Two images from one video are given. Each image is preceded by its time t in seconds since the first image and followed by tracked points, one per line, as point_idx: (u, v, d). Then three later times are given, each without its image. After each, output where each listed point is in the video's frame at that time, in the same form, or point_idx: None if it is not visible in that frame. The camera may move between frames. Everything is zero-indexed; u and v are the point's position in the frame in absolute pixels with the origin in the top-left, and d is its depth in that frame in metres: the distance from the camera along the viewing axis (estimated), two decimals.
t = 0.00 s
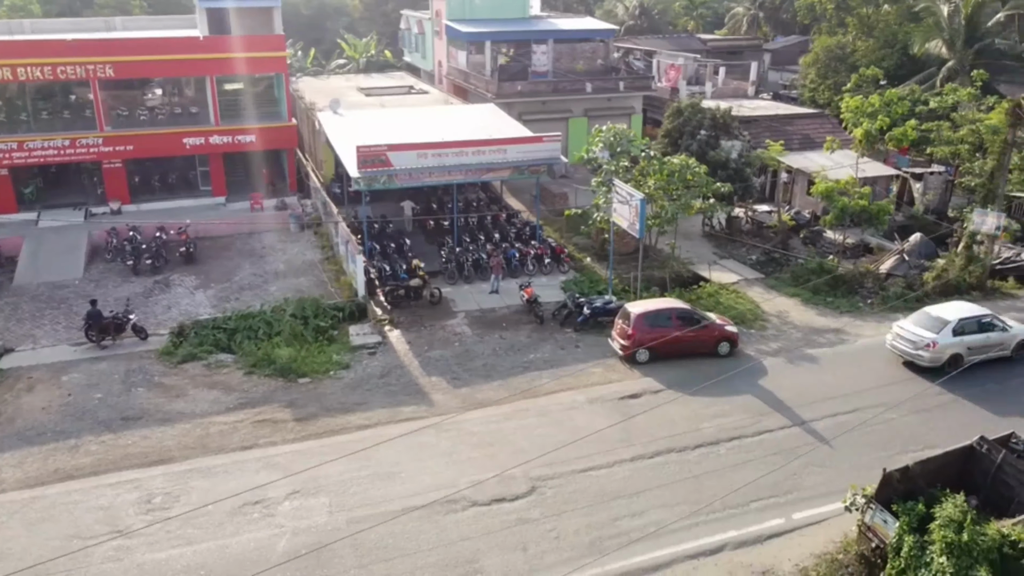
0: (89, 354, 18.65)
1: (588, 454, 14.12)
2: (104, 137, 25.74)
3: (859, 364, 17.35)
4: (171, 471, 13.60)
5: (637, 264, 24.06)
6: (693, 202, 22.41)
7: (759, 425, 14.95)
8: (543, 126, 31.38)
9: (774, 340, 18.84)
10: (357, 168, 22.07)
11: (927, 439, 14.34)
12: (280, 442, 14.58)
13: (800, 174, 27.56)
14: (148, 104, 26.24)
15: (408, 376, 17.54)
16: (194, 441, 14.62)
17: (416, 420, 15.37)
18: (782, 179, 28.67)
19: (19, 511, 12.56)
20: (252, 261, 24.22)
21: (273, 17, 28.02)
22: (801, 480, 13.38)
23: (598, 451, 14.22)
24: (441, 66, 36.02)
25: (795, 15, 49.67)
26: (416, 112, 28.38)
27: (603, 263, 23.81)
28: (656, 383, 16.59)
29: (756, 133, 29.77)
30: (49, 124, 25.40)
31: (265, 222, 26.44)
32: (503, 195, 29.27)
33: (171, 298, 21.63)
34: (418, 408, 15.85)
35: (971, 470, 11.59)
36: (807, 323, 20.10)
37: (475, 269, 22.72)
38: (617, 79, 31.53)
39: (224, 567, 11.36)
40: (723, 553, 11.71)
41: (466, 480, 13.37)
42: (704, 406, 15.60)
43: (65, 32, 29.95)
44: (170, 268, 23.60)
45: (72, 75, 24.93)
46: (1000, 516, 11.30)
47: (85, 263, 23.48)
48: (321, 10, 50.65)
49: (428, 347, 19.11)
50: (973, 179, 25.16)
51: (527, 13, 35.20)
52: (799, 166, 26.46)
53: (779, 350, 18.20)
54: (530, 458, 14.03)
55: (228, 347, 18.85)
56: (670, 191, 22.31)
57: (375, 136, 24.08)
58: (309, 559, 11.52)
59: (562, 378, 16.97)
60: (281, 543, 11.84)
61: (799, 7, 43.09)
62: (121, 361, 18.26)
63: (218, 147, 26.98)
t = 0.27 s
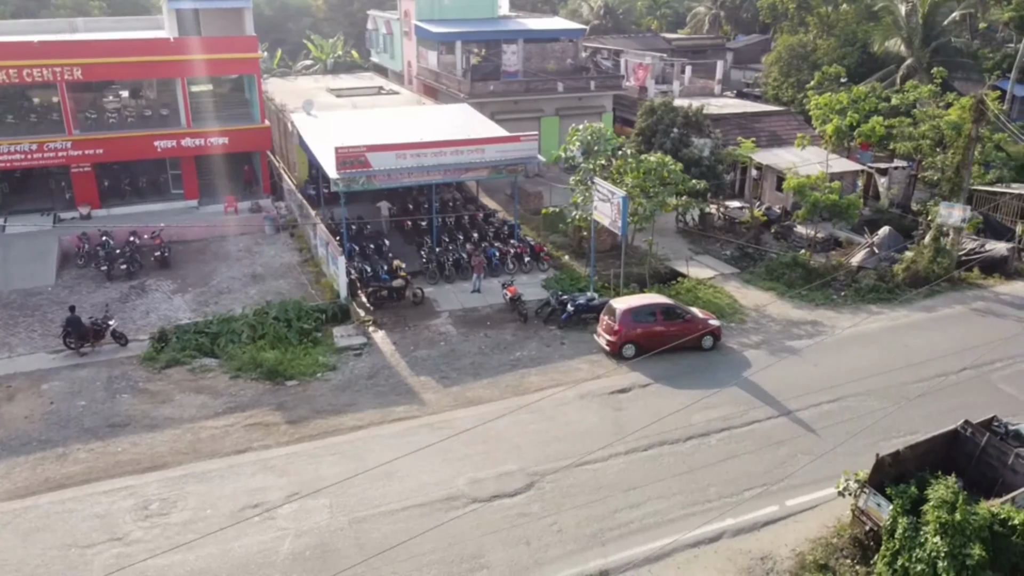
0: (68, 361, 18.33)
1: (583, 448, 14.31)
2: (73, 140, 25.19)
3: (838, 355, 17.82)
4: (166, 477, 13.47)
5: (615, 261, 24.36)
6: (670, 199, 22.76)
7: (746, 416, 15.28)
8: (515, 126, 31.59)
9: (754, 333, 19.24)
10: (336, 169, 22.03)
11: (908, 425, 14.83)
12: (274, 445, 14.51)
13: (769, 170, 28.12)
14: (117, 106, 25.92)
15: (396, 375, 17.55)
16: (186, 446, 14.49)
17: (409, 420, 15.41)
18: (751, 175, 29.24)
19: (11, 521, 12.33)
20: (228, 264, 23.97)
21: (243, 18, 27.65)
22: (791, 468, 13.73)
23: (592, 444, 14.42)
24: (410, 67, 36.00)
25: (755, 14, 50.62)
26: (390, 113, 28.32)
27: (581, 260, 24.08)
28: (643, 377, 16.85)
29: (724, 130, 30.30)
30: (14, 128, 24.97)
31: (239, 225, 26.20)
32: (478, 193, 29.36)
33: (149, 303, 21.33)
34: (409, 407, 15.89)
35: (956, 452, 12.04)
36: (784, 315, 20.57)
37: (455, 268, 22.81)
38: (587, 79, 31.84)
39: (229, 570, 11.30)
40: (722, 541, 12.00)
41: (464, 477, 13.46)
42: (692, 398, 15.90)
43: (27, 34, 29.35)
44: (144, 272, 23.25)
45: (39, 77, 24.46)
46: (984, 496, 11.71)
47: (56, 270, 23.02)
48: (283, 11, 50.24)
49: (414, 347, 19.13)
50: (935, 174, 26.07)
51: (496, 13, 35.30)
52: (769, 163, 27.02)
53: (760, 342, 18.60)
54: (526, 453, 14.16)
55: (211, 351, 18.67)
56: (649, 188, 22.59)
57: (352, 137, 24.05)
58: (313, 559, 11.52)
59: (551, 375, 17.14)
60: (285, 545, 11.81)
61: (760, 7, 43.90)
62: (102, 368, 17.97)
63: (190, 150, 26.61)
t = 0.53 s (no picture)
0: (77, 363, 18.28)
1: (600, 444, 14.45)
2: (74, 141, 25.07)
3: (846, 351, 18.06)
4: (186, 477, 13.49)
5: (619, 260, 24.52)
6: (674, 198, 22.96)
7: (760, 411, 15.47)
8: (514, 126, 31.69)
9: (761, 330, 19.45)
10: (342, 169, 22.04)
11: (919, 419, 15.06)
12: (292, 444, 14.55)
13: (768, 169, 28.40)
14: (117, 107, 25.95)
15: (408, 374, 17.62)
16: (204, 446, 14.50)
17: (425, 418, 15.48)
18: (749, 174, 29.52)
19: (35, 522, 12.32)
20: (232, 265, 23.94)
21: (244, 18, 27.56)
22: (807, 462, 13.93)
23: (609, 440, 14.56)
24: (407, 67, 36.04)
25: (747, 14, 51.01)
26: (390, 113, 28.37)
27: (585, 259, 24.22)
28: (655, 374, 17.00)
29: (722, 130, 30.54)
30: (14, 129, 24.83)
31: (241, 226, 26.17)
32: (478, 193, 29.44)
33: (155, 304, 21.28)
34: (425, 406, 15.97)
35: (971, 444, 12.25)
36: (789, 312, 20.80)
37: (461, 267, 22.89)
38: (586, 79, 31.99)
39: (258, 569, 11.34)
40: (744, 534, 12.18)
41: (485, 473, 13.56)
42: (705, 395, 16.07)
43: (24, 34, 29.19)
44: (149, 273, 23.17)
45: (40, 78, 24.31)
46: (999, 487, 11.88)
47: (59, 271, 22.91)
48: (275, 11, 50.10)
49: (424, 346, 19.19)
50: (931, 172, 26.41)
51: (493, 13, 35.38)
52: (768, 162, 27.29)
53: (768, 339, 18.81)
54: (545, 449, 14.28)
55: (221, 351, 18.66)
56: (653, 187, 22.76)
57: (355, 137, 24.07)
58: (341, 556, 11.59)
59: (563, 372, 17.26)
60: (311, 543, 11.87)
61: (753, 7, 44.23)
62: (112, 369, 17.93)
63: (192, 151, 26.57)
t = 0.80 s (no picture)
0: (83, 366, 18.16)
1: (615, 440, 14.60)
2: (71, 142, 25.04)
3: (849, 346, 18.35)
4: (205, 478, 13.49)
5: (619, 258, 24.69)
6: (674, 197, 23.18)
7: (769, 406, 15.70)
8: (509, 126, 31.78)
9: (764, 326, 19.70)
10: (344, 170, 22.04)
11: (925, 412, 15.36)
12: (309, 444, 14.58)
13: (762, 168, 28.72)
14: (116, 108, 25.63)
15: (418, 373, 17.68)
16: (220, 447, 14.50)
17: (439, 417, 15.56)
18: (743, 173, 29.83)
19: (56, 525, 12.28)
20: (233, 266, 23.87)
21: (240, 19, 27.53)
22: (819, 454, 14.16)
23: (623, 436, 14.71)
24: (400, 67, 36.06)
25: (733, 15, 51.45)
26: (387, 114, 28.38)
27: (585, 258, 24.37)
28: (664, 371, 17.19)
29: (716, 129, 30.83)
30: (10, 130, 24.64)
31: (239, 227, 26.08)
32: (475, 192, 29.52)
33: (157, 306, 21.19)
34: (438, 405, 16.05)
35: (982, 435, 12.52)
36: (790, 308, 21.08)
37: (463, 267, 22.96)
38: (580, 79, 32.18)
39: (285, 568, 11.39)
40: (762, 526, 12.38)
41: (504, 471, 13.68)
42: (715, 391, 16.27)
43: (16, 36, 28.95)
44: (149, 275, 23.06)
45: (36, 79, 24.24)
46: (1011, 476, 12.16)
47: (58, 273, 22.76)
48: (262, 12, 49.87)
49: (431, 345, 19.26)
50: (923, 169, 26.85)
51: (485, 13, 35.47)
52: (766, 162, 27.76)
53: (771, 335, 19.06)
54: (561, 446, 14.42)
55: (228, 353, 18.62)
56: (654, 186, 22.96)
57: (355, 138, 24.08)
58: (367, 554, 11.66)
59: (572, 370, 17.40)
60: (336, 541, 11.93)
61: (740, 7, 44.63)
62: (119, 371, 17.86)
63: (190, 151, 26.57)
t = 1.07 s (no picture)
0: (81, 370, 17.97)
1: (624, 435, 14.77)
2: (58, 145, 24.73)
3: (845, 340, 18.69)
4: (218, 481, 13.44)
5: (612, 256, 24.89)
6: (667, 195, 23.44)
7: (773, 399, 15.96)
8: (497, 125, 31.88)
9: (760, 321, 19.99)
10: (339, 170, 22.00)
11: (925, 402, 15.71)
12: (319, 445, 14.58)
13: (748, 165, 29.11)
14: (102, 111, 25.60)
15: (422, 373, 17.72)
16: (230, 450, 14.44)
17: (447, 415, 15.63)
18: (729, 170, 30.21)
19: (70, 531, 12.17)
20: (225, 268, 23.70)
21: (228, 19, 27.38)
22: (824, 446, 14.43)
23: (632, 431, 14.89)
24: (386, 68, 36.02)
25: (711, 14, 51.99)
26: (376, 114, 28.35)
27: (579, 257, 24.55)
28: (666, 366, 17.39)
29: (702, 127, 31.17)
30: None
31: (229, 229, 25.89)
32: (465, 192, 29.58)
33: (152, 309, 21.00)
34: (445, 404, 16.11)
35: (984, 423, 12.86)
36: (783, 303, 21.41)
37: (459, 266, 23.02)
38: (567, 78, 32.37)
39: (307, 568, 11.40)
40: (775, 517, 12.61)
41: (517, 467, 13.78)
42: (718, 385, 16.51)
43: None
44: (141, 278, 22.84)
45: (23, 81, 23.91)
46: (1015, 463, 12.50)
47: (49, 277, 22.48)
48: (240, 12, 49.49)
49: (432, 344, 19.31)
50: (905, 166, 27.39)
51: (470, 13, 35.54)
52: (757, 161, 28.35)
53: (768, 330, 19.36)
54: (571, 442, 14.55)
55: (229, 355, 18.52)
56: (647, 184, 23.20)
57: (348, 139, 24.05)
58: (388, 552, 11.71)
59: (576, 367, 17.54)
60: (356, 541, 11.96)
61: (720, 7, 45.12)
62: (119, 375, 17.68)
63: (179, 153, 26.27)
